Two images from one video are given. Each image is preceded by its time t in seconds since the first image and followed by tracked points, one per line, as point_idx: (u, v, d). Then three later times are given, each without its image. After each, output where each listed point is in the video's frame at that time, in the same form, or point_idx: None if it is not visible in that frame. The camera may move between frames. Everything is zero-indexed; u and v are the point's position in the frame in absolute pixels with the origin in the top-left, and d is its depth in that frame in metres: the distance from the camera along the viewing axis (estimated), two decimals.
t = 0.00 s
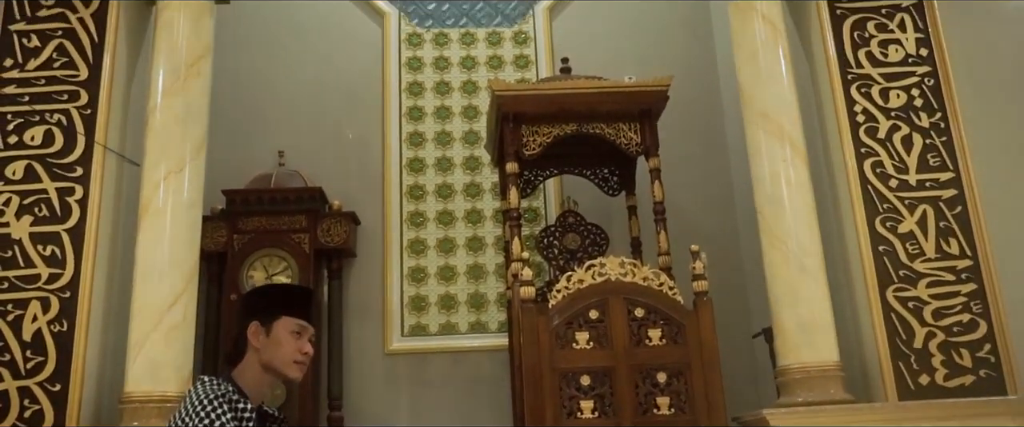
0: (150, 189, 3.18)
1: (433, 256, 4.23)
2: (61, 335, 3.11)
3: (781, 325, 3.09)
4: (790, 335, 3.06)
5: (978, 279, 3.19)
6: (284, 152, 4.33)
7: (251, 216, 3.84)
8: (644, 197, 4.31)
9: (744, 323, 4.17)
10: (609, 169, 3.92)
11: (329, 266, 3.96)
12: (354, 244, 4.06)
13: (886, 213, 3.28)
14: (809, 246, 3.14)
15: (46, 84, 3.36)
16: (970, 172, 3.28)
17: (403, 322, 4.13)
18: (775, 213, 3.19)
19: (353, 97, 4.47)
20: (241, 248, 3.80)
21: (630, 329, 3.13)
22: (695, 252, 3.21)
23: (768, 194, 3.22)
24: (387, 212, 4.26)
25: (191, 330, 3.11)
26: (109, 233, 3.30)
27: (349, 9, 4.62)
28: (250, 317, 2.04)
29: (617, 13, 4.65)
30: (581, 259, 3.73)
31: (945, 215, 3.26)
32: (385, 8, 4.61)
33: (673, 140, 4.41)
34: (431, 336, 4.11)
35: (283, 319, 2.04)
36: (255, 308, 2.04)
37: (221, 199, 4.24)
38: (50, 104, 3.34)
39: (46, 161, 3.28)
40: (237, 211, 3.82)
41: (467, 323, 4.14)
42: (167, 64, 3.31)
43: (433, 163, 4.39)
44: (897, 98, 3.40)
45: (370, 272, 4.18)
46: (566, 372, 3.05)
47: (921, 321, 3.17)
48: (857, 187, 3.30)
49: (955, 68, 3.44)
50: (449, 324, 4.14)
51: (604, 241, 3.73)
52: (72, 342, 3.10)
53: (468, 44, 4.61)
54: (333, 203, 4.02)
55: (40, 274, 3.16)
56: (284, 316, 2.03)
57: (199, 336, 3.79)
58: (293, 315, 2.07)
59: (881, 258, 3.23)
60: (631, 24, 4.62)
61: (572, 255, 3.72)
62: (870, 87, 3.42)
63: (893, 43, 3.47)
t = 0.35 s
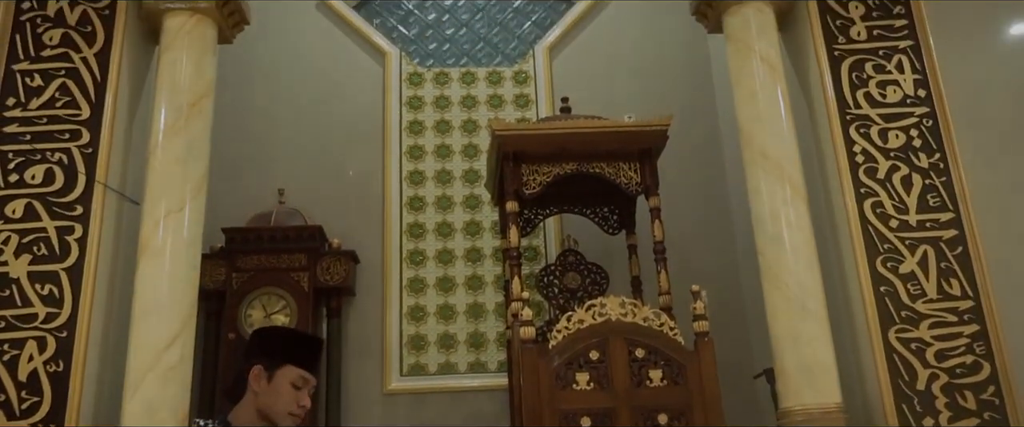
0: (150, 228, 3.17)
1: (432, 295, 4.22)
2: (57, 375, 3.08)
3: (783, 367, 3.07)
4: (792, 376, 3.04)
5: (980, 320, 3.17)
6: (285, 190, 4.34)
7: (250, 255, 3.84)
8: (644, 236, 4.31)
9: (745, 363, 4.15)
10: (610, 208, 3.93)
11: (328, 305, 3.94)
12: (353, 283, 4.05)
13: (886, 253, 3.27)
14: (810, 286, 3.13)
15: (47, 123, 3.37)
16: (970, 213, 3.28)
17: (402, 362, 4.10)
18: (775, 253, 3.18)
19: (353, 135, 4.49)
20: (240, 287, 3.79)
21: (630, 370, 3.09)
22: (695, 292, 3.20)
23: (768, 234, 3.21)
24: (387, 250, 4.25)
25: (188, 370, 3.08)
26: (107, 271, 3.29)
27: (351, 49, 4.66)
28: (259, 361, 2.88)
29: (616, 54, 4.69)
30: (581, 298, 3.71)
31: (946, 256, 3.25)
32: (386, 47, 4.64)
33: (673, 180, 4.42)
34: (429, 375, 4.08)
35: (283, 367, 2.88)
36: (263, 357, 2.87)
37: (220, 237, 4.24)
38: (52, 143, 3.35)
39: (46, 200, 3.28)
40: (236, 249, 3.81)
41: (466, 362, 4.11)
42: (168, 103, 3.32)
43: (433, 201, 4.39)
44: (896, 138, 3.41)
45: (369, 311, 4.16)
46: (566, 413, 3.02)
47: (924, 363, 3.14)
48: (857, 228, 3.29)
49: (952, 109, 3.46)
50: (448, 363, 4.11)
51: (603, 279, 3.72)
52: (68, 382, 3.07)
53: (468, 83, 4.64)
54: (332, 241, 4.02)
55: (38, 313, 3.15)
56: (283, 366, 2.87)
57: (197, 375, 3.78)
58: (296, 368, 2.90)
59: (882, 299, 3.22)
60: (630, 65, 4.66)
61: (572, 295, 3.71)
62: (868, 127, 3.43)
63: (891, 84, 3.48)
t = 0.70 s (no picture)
0: (151, 269, 3.17)
1: (433, 337, 4.20)
2: (54, 417, 3.05)
3: (787, 411, 3.04)
4: (796, 420, 3.01)
5: (985, 364, 3.15)
6: (287, 230, 4.34)
7: (251, 295, 3.83)
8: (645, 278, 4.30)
9: (748, 406, 4.12)
10: (611, 249, 3.92)
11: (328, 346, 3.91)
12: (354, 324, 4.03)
13: (890, 297, 3.25)
14: (813, 329, 3.11)
15: (51, 164, 3.39)
16: (972, 257, 3.28)
17: (402, 404, 4.08)
18: (778, 295, 3.17)
19: (356, 177, 4.50)
20: (240, 328, 3.78)
21: (633, 414, 3.06)
22: (698, 335, 3.18)
23: (771, 276, 3.20)
24: (388, 291, 4.24)
25: (187, 413, 3.06)
26: (107, 313, 3.27)
27: (355, 91, 4.70)
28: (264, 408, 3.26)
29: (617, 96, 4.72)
30: (584, 340, 3.69)
31: (950, 300, 3.24)
32: (390, 88, 4.68)
33: (675, 222, 4.42)
34: (430, 418, 4.06)
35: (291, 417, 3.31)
36: (268, 407, 3.26)
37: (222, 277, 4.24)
38: (55, 184, 3.36)
39: (48, 241, 3.28)
40: (237, 290, 3.81)
41: (467, 404, 4.10)
42: (172, 144, 3.34)
43: (435, 242, 4.39)
44: (898, 182, 3.42)
45: (370, 353, 4.15)
46: None
47: (930, 408, 3.11)
48: (861, 271, 3.28)
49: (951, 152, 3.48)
50: (448, 405, 4.09)
51: (605, 320, 3.70)
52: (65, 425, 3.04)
53: (471, 125, 4.66)
54: (333, 282, 4.01)
55: (36, 355, 3.13)
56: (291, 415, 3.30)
57: (192, 402, 3.76)
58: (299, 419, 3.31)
59: (887, 343, 3.19)
60: (631, 108, 4.69)
61: (574, 337, 3.68)
62: (870, 171, 3.43)
63: (892, 128, 3.50)
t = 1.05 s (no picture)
0: (151, 315, 3.15)
1: (433, 382, 4.19)
2: None
3: None
4: None
5: (993, 412, 3.12)
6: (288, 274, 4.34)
7: (251, 341, 3.80)
8: (648, 323, 4.28)
9: None
10: (615, 294, 3.90)
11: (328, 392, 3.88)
12: (353, 369, 3.99)
13: (895, 343, 3.23)
14: (818, 376, 3.08)
15: (54, 209, 3.39)
16: (977, 303, 3.26)
17: None
18: (782, 341, 3.14)
19: (358, 221, 4.50)
20: (239, 374, 3.75)
21: None
22: (702, 382, 3.15)
23: (773, 322, 3.18)
24: (389, 336, 4.23)
25: None
26: (106, 359, 3.25)
27: (359, 135, 4.72)
28: None
29: (618, 141, 4.74)
30: (586, 387, 3.64)
31: (955, 346, 3.21)
32: (392, 133, 4.71)
33: (677, 268, 4.41)
34: None
35: None
36: None
37: (222, 322, 4.23)
38: (56, 229, 3.36)
39: (49, 286, 3.27)
40: (237, 335, 3.78)
41: None
42: (175, 189, 3.35)
43: (436, 287, 4.37)
44: (900, 229, 3.41)
45: (371, 398, 4.12)
46: None
47: None
48: (865, 318, 3.26)
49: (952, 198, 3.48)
50: None
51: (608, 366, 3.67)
52: None
53: (473, 169, 4.67)
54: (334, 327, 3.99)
55: (34, 402, 3.10)
56: None
57: None
58: None
59: (893, 391, 3.16)
60: (632, 152, 4.71)
61: (576, 383, 3.64)
62: (872, 217, 3.43)
63: (893, 174, 3.50)
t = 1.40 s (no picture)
0: (149, 356, 3.13)
1: (433, 424, 4.16)
2: None
3: None
4: None
5: None
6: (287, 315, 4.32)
7: (250, 382, 3.78)
8: (649, 364, 4.25)
9: None
10: (615, 334, 3.87)
11: None
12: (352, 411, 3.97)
13: (899, 386, 3.20)
14: (821, 418, 3.05)
15: (54, 250, 3.38)
16: (981, 345, 3.24)
17: None
18: (784, 383, 3.12)
19: (358, 261, 4.50)
20: (238, 415, 3.73)
21: None
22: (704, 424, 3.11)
23: (776, 364, 3.16)
24: (389, 378, 4.20)
25: None
26: (103, 401, 3.22)
27: (359, 175, 4.74)
28: None
29: (618, 181, 4.76)
30: None
31: (960, 389, 3.19)
32: (392, 173, 4.72)
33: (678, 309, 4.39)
34: None
35: None
36: None
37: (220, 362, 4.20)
38: (55, 270, 3.35)
39: (46, 328, 3.25)
40: (236, 376, 3.77)
41: None
42: (175, 230, 3.35)
43: (436, 327, 4.35)
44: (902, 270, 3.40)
45: None
46: None
47: None
48: (868, 361, 3.24)
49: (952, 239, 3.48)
50: None
51: (609, 408, 3.63)
52: None
53: (473, 208, 4.68)
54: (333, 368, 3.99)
55: None
56: None
57: None
58: None
59: None
60: (632, 192, 4.72)
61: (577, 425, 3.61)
62: (873, 258, 3.42)
63: (893, 215, 3.50)
